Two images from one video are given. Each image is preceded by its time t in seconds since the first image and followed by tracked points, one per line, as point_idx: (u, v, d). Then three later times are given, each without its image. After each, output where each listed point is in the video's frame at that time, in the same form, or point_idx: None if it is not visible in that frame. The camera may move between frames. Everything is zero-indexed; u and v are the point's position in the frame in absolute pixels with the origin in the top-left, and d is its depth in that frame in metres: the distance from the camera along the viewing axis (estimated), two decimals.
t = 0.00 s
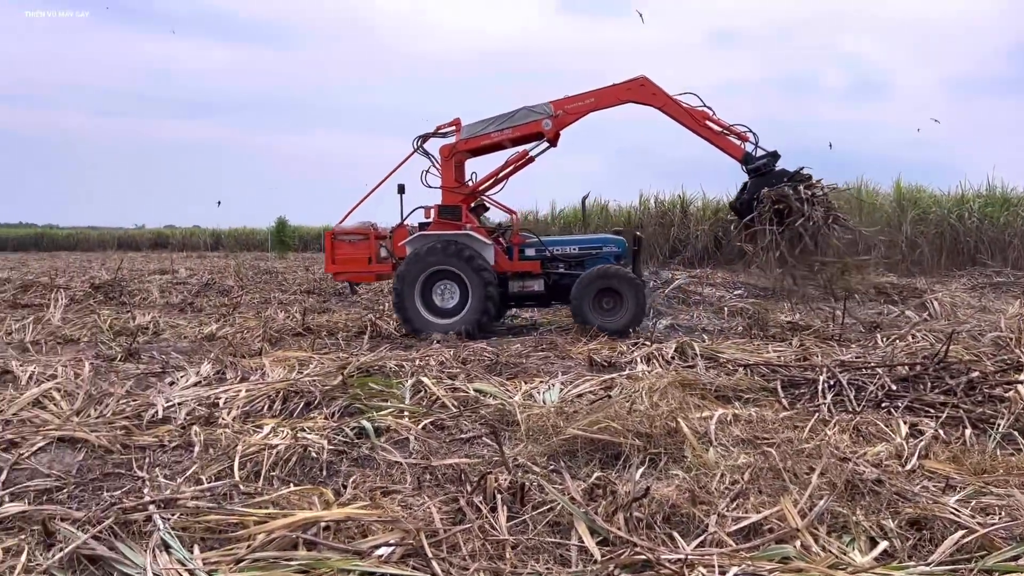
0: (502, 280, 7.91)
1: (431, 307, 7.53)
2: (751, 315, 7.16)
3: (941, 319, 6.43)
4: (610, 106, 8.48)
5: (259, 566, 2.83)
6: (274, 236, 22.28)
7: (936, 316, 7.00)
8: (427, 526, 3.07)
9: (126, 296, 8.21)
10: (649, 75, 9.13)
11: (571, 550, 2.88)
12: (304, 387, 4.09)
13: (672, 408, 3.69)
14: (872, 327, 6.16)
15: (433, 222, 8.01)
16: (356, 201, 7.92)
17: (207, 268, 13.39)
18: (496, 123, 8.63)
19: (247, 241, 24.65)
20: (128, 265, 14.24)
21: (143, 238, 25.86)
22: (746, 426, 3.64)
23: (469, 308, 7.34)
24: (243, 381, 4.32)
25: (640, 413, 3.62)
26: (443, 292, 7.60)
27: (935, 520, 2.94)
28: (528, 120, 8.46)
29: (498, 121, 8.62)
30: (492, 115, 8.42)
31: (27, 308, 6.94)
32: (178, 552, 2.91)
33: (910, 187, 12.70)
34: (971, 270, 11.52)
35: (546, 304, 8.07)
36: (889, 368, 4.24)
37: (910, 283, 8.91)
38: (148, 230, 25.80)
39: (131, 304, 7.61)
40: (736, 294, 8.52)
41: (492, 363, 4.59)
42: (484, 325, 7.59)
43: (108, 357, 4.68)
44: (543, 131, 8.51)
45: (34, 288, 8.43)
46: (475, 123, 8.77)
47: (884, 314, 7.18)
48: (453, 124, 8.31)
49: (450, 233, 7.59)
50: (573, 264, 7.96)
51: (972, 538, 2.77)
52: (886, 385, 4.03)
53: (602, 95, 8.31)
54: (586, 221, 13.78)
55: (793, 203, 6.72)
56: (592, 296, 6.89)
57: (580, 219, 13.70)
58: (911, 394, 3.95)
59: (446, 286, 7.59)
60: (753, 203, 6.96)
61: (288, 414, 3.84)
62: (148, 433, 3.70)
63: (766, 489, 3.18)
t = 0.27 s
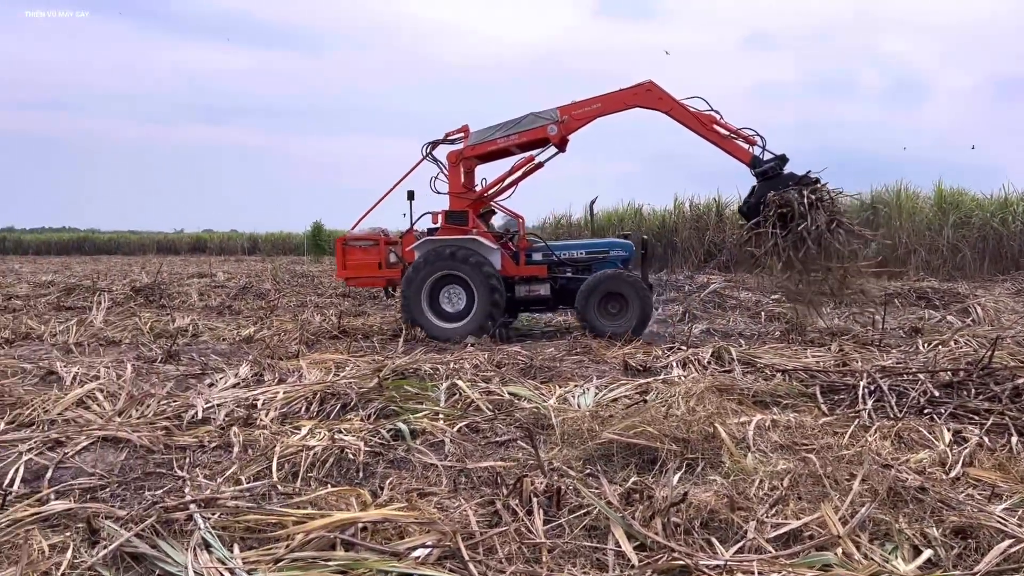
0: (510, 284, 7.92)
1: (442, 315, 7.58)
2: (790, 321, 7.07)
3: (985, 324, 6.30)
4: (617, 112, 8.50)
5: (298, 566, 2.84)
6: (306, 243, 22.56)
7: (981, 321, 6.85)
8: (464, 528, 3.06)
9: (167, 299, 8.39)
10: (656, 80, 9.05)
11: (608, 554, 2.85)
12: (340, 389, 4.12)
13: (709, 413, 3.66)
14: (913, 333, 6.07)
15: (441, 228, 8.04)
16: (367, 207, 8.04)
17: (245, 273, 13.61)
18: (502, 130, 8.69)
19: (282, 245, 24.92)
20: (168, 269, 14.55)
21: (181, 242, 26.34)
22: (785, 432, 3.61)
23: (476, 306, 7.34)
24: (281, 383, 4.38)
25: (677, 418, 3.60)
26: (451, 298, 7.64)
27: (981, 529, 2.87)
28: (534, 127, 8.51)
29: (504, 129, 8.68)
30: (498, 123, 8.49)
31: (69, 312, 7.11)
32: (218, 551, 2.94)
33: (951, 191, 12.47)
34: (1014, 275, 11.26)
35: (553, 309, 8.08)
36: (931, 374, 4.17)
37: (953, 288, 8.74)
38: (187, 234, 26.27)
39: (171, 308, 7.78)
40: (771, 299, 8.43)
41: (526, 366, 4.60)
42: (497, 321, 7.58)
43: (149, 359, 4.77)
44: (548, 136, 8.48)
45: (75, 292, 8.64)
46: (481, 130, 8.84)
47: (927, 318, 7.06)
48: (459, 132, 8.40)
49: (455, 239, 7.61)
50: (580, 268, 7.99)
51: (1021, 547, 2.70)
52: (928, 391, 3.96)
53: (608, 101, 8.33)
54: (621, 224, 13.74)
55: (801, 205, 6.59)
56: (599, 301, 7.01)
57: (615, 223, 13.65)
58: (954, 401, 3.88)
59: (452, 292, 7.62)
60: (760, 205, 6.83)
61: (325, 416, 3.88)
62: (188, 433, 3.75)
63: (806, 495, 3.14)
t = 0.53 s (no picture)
0: (511, 291, 7.95)
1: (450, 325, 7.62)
2: (822, 328, 7.00)
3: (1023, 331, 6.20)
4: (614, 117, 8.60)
5: (333, 570, 2.85)
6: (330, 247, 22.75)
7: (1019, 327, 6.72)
8: (496, 534, 3.05)
9: (199, 304, 8.54)
10: (653, 86, 9.05)
11: (641, 562, 2.83)
12: (371, 394, 4.16)
13: (741, 421, 3.65)
14: (948, 339, 5.98)
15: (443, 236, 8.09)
16: (375, 215, 8.17)
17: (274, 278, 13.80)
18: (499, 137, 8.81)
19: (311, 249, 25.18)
20: (200, 275, 14.80)
21: (212, 247, 26.73)
22: (818, 440, 3.59)
23: (478, 305, 7.38)
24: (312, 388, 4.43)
25: (708, 425, 3.59)
26: (453, 306, 7.69)
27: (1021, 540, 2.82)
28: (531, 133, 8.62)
29: (501, 136, 8.81)
30: (495, 130, 8.61)
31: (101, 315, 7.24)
32: (254, 555, 2.95)
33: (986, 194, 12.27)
34: None
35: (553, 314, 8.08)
36: (968, 383, 4.12)
37: (988, 295, 8.61)
38: (217, 239, 26.65)
39: (203, 312, 7.91)
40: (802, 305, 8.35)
41: (556, 372, 4.62)
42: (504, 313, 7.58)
43: (183, 363, 4.85)
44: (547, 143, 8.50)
45: (107, 296, 8.81)
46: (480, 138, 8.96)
47: (963, 325, 6.94)
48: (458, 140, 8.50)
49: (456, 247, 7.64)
50: (581, 274, 7.97)
51: None
52: (965, 400, 3.92)
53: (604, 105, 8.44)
54: (649, 227, 13.69)
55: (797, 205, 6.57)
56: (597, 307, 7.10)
57: (643, 227, 13.58)
58: (992, 410, 3.82)
59: (452, 300, 7.67)
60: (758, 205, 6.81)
61: (356, 420, 3.91)
62: (222, 437, 3.80)
63: (840, 504, 3.11)
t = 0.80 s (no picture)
0: (507, 298, 7.88)
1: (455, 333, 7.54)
2: (850, 334, 6.94)
3: None
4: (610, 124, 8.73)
5: (360, 574, 2.84)
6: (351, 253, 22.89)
7: None
8: (523, 540, 3.03)
9: (225, 309, 8.64)
10: (648, 93, 9.14)
11: (669, 570, 2.80)
12: (397, 399, 4.18)
13: (768, 428, 3.63)
14: (978, 346, 5.90)
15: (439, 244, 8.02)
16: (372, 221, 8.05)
17: (298, 283, 13.93)
18: (496, 145, 8.92)
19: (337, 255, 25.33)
20: (226, 280, 15.00)
21: (238, 253, 27.02)
22: (846, 448, 3.57)
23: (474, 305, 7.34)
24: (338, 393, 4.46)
25: (735, 432, 3.57)
26: (452, 315, 7.62)
27: None
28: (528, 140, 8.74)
29: (498, 144, 8.91)
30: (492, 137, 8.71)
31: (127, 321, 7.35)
32: (282, 558, 2.96)
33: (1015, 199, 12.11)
34: None
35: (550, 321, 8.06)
36: (1000, 391, 4.07)
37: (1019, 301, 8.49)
38: (243, 246, 26.92)
39: (229, 317, 8.00)
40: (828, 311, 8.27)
41: (580, 378, 4.62)
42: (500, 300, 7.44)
43: (211, 368, 4.90)
44: (543, 149, 8.59)
45: (134, 302, 8.94)
46: (476, 146, 9.06)
47: (993, 331, 6.84)
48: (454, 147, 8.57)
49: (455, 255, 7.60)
50: (577, 281, 7.94)
51: None
52: (997, 407, 3.87)
53: (600, 113, 8.57)
54: (672, 233, 13.64)
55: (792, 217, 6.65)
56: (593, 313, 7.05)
57: (666, 232, 13.52)
58: None
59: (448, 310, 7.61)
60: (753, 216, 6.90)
61: (382, 425, 3.93)
62: (250, 442, 3.83)
63: (871, 512, 3.07)
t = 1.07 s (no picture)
0: (503, 305, 7.84)
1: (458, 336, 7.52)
2: (875, 341, 6.86)
3: None
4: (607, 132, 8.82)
5: None
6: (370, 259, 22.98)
7: None
8: (545, 547, 3.02)
9: (248, 314, 8.73)
10: (645, 100, 9.13)
11: None
12: (418, 404, 4.20)
13: (793, 435, 3.60)
14: (1006, 352, 5.82)
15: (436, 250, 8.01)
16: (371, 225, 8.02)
17: (319, 289, 14.03)
18: (492, 151, 8.98)
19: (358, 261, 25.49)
20: (249, 285, 15.15)
21: (262, 259, 27.26)
22: (872, 455, 3.53)
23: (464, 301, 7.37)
24: (360, 398, 4.47)
25: (759, 440, 3.55)
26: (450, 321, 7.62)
27: None
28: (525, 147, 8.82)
29: (495, 150, 8.99)
30: (489, 144, 8.77)
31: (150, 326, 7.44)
32: (305, 563, 2.96)
33: None
34: None
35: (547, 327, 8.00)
36: None
37: None
38: (266, 252, 27.14)
39: (252, 323, 8.08)
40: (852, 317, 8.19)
41: (601, 384, 4.61)
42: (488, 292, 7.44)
43: (234, 372, 4.94)
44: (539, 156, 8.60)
45: (158, 307, 9.05)
46: (473, 152, 9.12)
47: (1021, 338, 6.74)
48: (451, 154, 8.63)
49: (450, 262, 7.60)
50: (573, 287, 7.85)
51: None
52: None
53: (598, 121, 8.57)
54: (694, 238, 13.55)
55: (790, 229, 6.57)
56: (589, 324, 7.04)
57: (688, 238, 13.41)
58: None
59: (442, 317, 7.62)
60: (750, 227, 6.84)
61: (404, 431, 3.95)
62: (273, 446, 3.86)
63: (897, 521, 3.03)
